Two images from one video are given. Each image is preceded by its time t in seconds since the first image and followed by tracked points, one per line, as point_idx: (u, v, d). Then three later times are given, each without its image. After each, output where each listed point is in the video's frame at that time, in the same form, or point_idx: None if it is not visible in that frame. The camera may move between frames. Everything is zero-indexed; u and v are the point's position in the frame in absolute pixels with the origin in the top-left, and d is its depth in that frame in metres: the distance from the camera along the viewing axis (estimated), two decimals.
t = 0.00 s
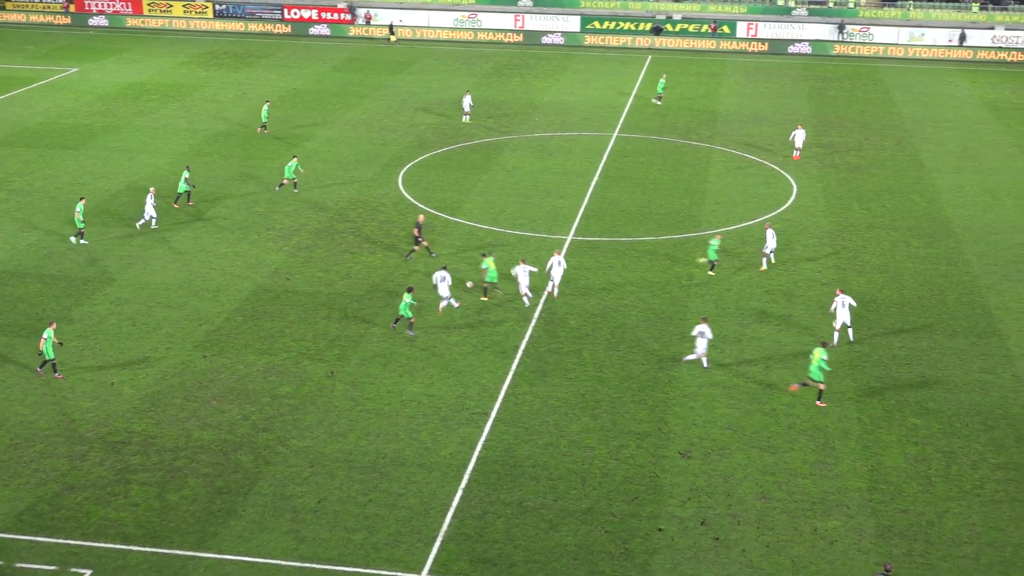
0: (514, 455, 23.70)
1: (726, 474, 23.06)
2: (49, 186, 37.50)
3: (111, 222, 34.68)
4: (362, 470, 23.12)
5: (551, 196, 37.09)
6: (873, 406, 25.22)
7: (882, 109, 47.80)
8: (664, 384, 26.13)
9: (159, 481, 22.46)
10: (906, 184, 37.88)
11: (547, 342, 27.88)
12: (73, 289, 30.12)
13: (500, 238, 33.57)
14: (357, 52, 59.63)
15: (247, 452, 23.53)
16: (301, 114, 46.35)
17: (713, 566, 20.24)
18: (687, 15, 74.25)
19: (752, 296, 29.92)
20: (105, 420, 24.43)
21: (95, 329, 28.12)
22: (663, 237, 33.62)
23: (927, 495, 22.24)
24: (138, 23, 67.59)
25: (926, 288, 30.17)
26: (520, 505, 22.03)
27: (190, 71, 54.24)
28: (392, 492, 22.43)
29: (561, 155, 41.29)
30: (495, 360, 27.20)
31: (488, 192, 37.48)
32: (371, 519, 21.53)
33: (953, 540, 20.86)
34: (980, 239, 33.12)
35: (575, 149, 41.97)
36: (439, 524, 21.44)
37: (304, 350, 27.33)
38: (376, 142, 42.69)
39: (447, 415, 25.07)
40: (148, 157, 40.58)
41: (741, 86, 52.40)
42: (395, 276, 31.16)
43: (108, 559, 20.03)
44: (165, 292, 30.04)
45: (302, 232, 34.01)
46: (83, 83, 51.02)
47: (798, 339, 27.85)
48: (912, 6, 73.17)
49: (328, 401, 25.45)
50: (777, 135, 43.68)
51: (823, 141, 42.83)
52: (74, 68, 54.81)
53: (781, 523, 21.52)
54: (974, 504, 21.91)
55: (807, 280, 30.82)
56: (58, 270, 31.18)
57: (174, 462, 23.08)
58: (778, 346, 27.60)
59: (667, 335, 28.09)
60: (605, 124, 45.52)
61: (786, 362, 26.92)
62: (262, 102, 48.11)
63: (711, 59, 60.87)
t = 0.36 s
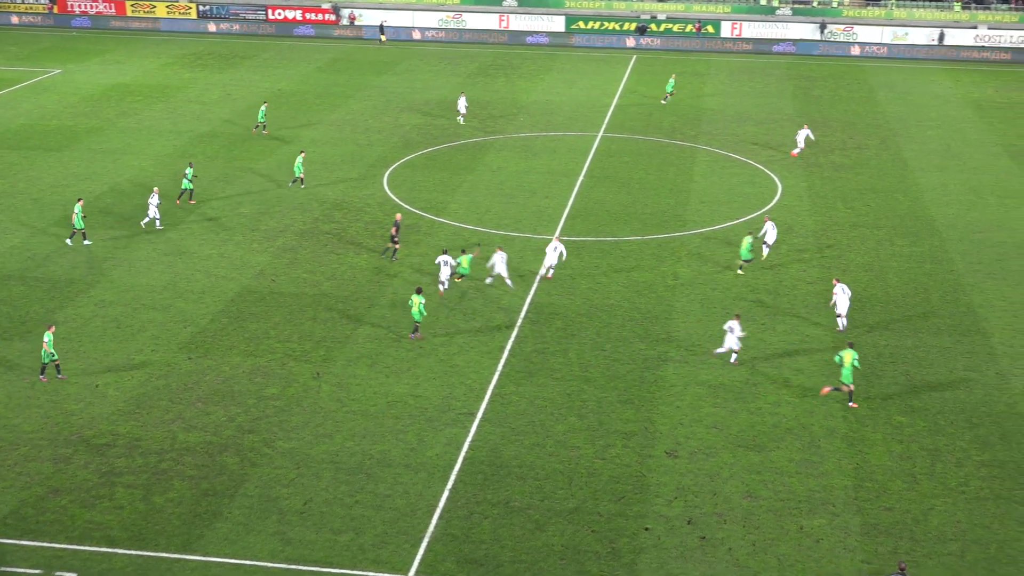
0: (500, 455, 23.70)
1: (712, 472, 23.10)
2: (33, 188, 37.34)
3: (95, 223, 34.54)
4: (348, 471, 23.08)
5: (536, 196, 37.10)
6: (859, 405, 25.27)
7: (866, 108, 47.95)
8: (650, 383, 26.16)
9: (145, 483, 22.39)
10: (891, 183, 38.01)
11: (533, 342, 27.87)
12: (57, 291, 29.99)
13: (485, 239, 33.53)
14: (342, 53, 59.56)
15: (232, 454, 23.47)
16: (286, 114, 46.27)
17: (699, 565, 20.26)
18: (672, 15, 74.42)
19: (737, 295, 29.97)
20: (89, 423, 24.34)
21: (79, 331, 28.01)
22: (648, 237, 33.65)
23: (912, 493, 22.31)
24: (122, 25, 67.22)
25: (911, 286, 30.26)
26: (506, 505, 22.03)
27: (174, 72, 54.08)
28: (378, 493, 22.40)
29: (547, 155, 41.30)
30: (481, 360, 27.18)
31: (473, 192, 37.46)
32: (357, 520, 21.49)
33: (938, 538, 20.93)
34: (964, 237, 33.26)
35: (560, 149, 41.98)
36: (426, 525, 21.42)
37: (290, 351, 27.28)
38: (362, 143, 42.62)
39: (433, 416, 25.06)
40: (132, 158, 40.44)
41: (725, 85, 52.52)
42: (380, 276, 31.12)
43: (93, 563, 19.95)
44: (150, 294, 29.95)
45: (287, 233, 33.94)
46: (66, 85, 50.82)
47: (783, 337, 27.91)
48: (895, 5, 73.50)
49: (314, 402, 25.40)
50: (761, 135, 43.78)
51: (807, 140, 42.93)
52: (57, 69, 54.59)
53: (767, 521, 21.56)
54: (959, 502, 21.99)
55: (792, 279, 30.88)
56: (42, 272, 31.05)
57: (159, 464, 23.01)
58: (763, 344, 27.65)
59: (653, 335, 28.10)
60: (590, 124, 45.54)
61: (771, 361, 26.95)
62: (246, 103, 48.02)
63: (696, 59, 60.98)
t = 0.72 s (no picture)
0: (485, 456, 23.68)
1: (696, 472, 23.13)
2: (13, 190, 37.12)
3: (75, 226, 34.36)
4: (332, 473, 23.03)
5: (520, 196, 37.11)
6: (842, 404, 25.34)
7: (847, 108, 48.16)
8: (633, 383, 26.18)
9: (127, 486, 22.28)
10: (873, 182, 38.19)
11: (517, 343, 27.85)
12: (38, 294, 29.83)
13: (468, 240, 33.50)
14: (323, 54, 59.46)
15: (216, 456, 23.38)
16: (268, 116, 46.16)
17: (684, 565, 20.29)
18: (654, 15, 74.44)
19: (720, 295, 30.03)
20: (71, 426, 24.21)
21: (60, 334, 27.86)
22: (631, 237, 33.69)
23: (895, 491, 22.39)
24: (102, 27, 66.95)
25: (892, 285, 30.39)
26: (491, 506, 22.01)
27: (155, 73, 53.87)
28: (363, 495, 22.35)
29: (529, 156, 41.30)
30: (465, 361, 27.15)
31: (456, 193, 37.42)
32: (342, 522, 21.44)
33: (921, 535, 21.01)
34: (945, 236, 33.41)
35: (542, 150, 41.99)
36: (410, 527, 21.38)
37: (272, 353, 27.19)
38: (344, 144, 42.55)
39: (417, 417, 25.02)
40: (113, 160, 40.26)
41: (707, 85, 52.66)
42: (363, 278, 31.04)
43: (76, 567, 19.84)
44: (132, 297, 29.82)
45: (269, 234, 33.84)
46: (46, 87, 50.56)
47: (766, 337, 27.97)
48: (875, 5, 73.92)
49: (297, 405, 25.33)
50: (743, 135, 43.89)
51: (789, 140, 43.08)
52: (37, 71, 54.32)
53: (751, 520, 21.61)
54: (942, 500, 22.08)
55: (775, 278, 30.95)
56: (23, 275, 30.88)
57: (141, 467, 22.90)
58: (746, 344, 27.70)
59: (637, 335, 28.12)
60: (572, 124, 45.57)
61: (755, 360, 27.00)
62: (228, 105, 47.88)
63: (678, 59, 61.14)
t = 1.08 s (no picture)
0: (457, 459, 23.65)
1: (668, 472, 23.20)
2: None
3: (41, 232, 34.07)
4: (303, 478, 22.94)
5: (489, 198, 37.11)
6: (812, 402, 25.45)
7: (815, 108, 48.41)
8: (605, 384, 26.22)
9: (96, 494, 22.12)
10: (841, 181, 38.43)
11: (487, 345, 27.82)
12: (5, 301, 29.55)
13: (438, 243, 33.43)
14: (291, 57, 59.22)
15: (185, 463, 23.25)
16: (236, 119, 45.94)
17: (656, 565, 20.34)
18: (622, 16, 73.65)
19: (689, 295, 30.12)
20: (38, 434, 24.00)
21: (27, 341, 27.60)
22: (601, 239, 33.74)
23: (865, 489, 22.53)
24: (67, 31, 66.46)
25: (860, 283, 30.58)
26: (463, 509, 21.99)
27: (122, 78, 53.48)
28: (334, 499, 22.27)
29: (498, 158, 41.29)
30: (436, 364, 27.10)
31: (425, 196, 37.35)
32: (313, 527, 21.36)
33: (892, 532, 21.15)
34: (913, 234, 33.66)
35: (512, 152, 41.98)
36: (382, 530, 21.33)
37: (242, 358, 27.07)
38: (314, 148, 42.42)
39: (389, 421, 24.96)
40: (80, 165, 39.94)
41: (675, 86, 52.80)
42: (333, 282, 30.95)
43: None
44: (100, 303, 29.61)
45: (238, 239, 33.68)
46: (11, 92, 50.07)
47: (736, 336, 28.05)
48: (842, 6, 72.77)
49: (268, 409, 25.22)
50: (711, 135, 44.05)
51: (757, 140, 43.27)
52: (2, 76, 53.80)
53: (723, 519, 21.68)
54: (911, 496, 22.23)
55: (744, 278, 31.07)
56: None
57: (110, 475, 22.74)
58: (716, 343, 27.79)
59: (607, 336, 28.16)
60: (542, 126, 45.59)
61: (725, 360, 27.09)
62: (195, 109, 47.62)
63: (646, 61, 61.21)
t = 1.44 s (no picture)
0: (414, 462, 23.59)
1: (625, 472, 23.27)
2: None
3: None
4: (259, 485, 22.79)
5: (444, 201, 37.07)
6: (768, 400, 25.61)
7: (767, 108, 48.77)
8: (561, 385, 26.26)
9: (48, 505, 21.85)
10: (795, 180, 38.74)
11: (444, 348, 27.78)
12: None
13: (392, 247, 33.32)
14: (242, 61, 58.88)
15: (140, 471, 23.03)
16: (188, 124, 45.59)
17: (615, 564, 20.38)
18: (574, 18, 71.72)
19: (645, 295, 30.23)
20: None
21: None
22: (556, 240, 33.77)
23: (820, 485, 22.70)
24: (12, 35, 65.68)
25: (814, 282, 30.82)
26: (421, 512, 21.92)
27: (72, 83, 52.82)
28: (291, 505, 22.14)
29: (453, 160, 41.23)
30: (392, 367, 27.00)
31: (380, 199, 37.22)
32: (270, 533, 21.21)
33: (847, 527, 21.33)
34: (865, 232, 34.00)
35: (466, 154, 41.94)
36: (340, 536, 21.22)
37: (197, 364, 26.86)
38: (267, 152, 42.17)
39: (345, 425, 24.85)
40: (30, 172, 39.43)
41: (628, 88, 53.00)
42: (288, 286, 30.77)
43: None
44: (52, 311, 29.25)
45: (191, 244, 33.41)
46: None
47: (691, 336, 28.17)
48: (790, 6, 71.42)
49: (223, 416, 25.03)
50: (664, 136, 44.25)
51: (710, 140, 43.53)
52: None
53: (680, 518, 21.78)
54: (866, 492, 22.44)
55: (699, 278, 31.22)
56: None
57: (62, 486, 22.46)
58: (672, 343, 27.90)
59: (563, 337, 28.20)
60: (496, 128, 45.59)
61: (681, 359, 27.21)
62: (146, 113, 47.20)
63: (599, 62, 61.40)
